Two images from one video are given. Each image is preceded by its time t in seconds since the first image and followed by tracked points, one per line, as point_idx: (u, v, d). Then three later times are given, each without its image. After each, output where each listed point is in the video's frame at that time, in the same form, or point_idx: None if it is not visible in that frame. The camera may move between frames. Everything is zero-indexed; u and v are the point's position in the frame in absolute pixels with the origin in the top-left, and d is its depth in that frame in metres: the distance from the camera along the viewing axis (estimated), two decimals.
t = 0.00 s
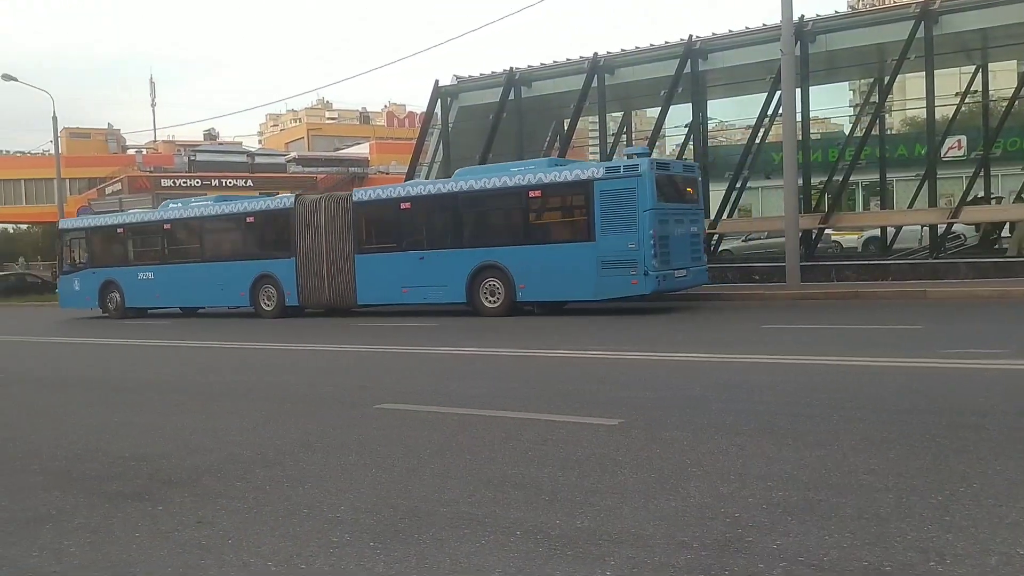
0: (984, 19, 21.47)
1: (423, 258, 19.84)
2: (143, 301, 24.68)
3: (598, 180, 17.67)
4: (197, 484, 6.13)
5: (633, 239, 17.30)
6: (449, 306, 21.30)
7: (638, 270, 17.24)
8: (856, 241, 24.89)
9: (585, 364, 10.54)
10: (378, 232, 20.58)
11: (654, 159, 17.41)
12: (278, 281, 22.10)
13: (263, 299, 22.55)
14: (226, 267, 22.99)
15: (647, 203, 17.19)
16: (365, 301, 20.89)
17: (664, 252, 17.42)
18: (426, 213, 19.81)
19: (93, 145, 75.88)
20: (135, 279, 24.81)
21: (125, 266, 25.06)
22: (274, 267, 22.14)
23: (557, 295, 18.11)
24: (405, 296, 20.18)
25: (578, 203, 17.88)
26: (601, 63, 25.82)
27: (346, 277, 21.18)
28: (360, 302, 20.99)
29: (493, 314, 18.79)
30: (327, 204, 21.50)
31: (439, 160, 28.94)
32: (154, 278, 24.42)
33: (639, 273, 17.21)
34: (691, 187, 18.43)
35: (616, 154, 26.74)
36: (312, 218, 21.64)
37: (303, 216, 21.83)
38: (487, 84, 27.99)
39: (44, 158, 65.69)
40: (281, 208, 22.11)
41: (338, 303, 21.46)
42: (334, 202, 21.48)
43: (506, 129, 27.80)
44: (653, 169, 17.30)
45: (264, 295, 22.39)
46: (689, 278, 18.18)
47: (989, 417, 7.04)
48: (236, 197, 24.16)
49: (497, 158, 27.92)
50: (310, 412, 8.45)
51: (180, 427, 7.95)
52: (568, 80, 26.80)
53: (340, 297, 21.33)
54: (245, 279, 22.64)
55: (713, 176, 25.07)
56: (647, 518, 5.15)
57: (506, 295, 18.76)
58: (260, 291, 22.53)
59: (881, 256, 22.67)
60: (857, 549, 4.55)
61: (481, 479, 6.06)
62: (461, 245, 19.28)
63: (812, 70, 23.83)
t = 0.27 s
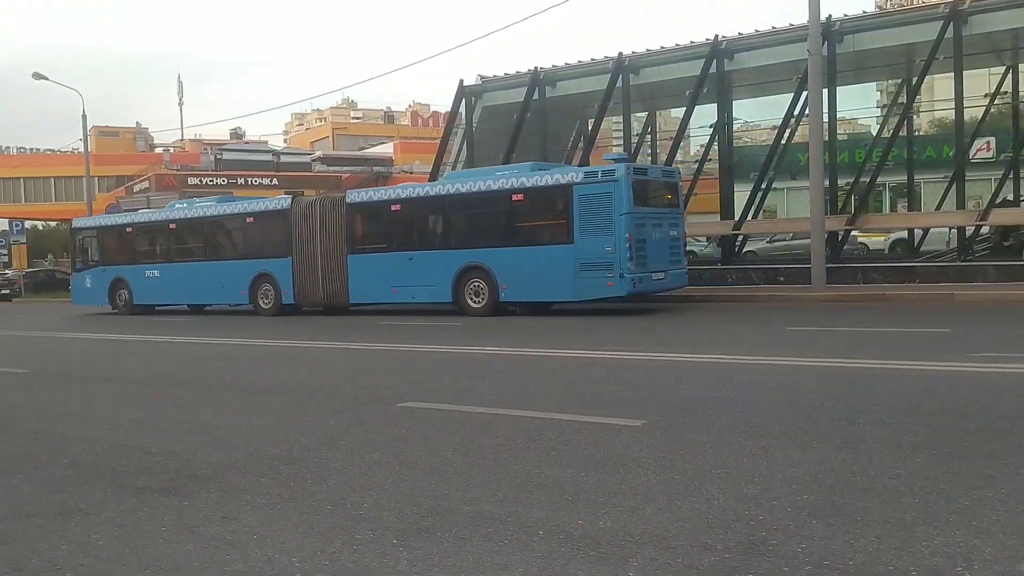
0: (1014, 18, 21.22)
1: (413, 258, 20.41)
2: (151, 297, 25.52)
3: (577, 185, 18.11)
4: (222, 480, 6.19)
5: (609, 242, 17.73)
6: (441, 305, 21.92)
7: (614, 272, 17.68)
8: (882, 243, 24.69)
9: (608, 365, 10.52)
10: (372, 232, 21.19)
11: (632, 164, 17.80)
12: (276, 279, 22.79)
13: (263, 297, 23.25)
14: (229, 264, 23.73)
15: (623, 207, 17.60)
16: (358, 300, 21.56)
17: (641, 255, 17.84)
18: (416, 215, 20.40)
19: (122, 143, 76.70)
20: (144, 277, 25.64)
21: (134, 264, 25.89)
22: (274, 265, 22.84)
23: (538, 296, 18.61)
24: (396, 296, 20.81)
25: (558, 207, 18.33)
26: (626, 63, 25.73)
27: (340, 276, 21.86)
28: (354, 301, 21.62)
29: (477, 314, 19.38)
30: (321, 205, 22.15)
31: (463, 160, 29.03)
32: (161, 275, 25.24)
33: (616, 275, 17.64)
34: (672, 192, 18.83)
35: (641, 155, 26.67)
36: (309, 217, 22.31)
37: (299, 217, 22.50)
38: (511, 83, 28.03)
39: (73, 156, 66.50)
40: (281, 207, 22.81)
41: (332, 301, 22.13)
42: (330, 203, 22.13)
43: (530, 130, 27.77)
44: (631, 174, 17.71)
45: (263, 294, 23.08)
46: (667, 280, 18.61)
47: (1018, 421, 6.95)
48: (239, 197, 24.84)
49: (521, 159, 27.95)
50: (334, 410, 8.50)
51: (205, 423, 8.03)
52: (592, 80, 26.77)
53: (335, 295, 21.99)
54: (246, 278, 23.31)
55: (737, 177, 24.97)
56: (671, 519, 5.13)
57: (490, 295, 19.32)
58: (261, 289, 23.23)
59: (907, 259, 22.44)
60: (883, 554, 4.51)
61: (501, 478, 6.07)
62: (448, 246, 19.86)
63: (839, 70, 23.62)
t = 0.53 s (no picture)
0: None
1: (404, 259, 21.05)
2: (159, 295, 26.33)
3: (559, 189, 18.68)
4: (249, 477, 6.24)
5: (589, 244, 18.28)
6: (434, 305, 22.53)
7: (594, 274, 18.23)
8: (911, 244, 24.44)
9: (632, 366, 10.50)
10: (365, 234, 21.85)
11: (611, 169, 18.35)
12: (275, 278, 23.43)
13: (263, 296, 23.90)
14: (230, 263, 24.40)
15: (603, 211, 18.15)
16: (353, 299, 22.21)
17: (620, 257, 18.39)
18: (408, 218, 21.02)
19: (150, 142, 77.54)
20: (153, 275, 26.45)
21: (144, 262, 26.72)
22: (272, 265, 23.48)
23: (521, 296, 19.18)
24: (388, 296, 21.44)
25: (541, 211, 18.90)
26: (651, 63, 25.66)
27: (334, 275, 22.51)
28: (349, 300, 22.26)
29: (465, 314, 19.99)
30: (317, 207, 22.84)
31: (488, 160, 29.08)
32: (168, 273, 26.03)
33: (595, 277, 18.19)
34: (652, 197, 19.37)
35: (666, 155, 26.55)
36: (306, 217, 22.99)
37: (296, 218, 23.17)
38: (536, 83, 28.02)
39: (102, 155, 67.32)
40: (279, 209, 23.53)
41: (327, 299, 22.75)
42: (327, 204, 22.82)
43: (554, 129, 27.76)
44: (610, 178, 18.28)
45: (262, 293, 23.74)
46: (647, 282, 19.15)
47: None
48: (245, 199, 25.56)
49: (545, 158, 27.95)
50: (358, 408, 8.54)
51: (231, 420, 8.10)
52: (617, 80, 26.71)
53: (329, 293, 22.63)
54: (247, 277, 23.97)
55: (763, 178, 24.82)
56: (696, 522, 5.11)
57: (477, 296, 19.92)
58: (260, 288, 23.88)
59: (936, 261, 22.18)
60: (911, 559, 4.46)
61: (525, 478, 6.08)
62: (437, 248, 20.47)
63: (866, 70, 23.40)
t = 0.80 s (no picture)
0: None
1: (396, 260, 21.75)
2: (168, 294, 27.33)
3: (542, 192, 19.32)
4: (273, 475, 6.29)
5: (570, 246, 18.87)
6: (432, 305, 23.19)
7: (574, 275, 18.82)
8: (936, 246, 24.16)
9: (655, 367, 10.47)
10: (360, 236, 22.62)
11: (591, 173, 18.96)
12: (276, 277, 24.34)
13: (265, 295, 24.79)
14: (234, 263, 25.36)
15: (582, 213, 18.75)
16: (350, 299, 22.99)
17: (600, 257, 18.97)
18: (400, 220, 21.77)
19: (175, 143, 78.27)
20: (162, 275, 27.38)
21: (152, 263, 27.65)
22: (274, 266, 24.38)
23: (505, 296, 19.84)
24: (382, 296, 22.19)
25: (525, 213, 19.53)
26: (673, 63, 25.60)
27: (331, 274, 23.36)
28: (344, 300, 23.00)
29: (453, 313, 20.69)
30: (315, 210, 23.68)
31: (509, 161, 29.06)
32: (175, 273, 27.00)
33: (575, 277, 18.79)
34: (632, 200, 19.98)
35: (688, 155, 26.49)
36: (304, 219, 23.82)
37: (295, 221, 24.03)
38: (557, 84, 27.99)
39: (127, 156, 67.99)
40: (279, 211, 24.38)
41: (325, 298, 23.59)
42: (325, 206, 23.66)
43: (576, 130, 27.80)
44: (590, 181, 18.89)
45: (264, 292, 24.61)
46: (628, 282, 19.74)
47: None
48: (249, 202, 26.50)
49: (567, 159, 27.91)
50: (380, 408, 8.58)
51: (255, 419, 8.17)
52: (639, 80, 26.61)
53: (327, 292, 23.45)
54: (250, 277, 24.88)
55: (786, 177, 24.65)
56: (719, 524, 5.08)
57: (465, 295, 20.60)
58: (263, 288, 24.76)
59: (961, 262, 21.95)
60: (937, 562, 4.42)
61: (548, 478, 6.08)
62: (427, 249, 21.19)
63: (891, 69, 23.18)
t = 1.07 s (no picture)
0: None
1: (390, 261, 22.21)
2: (174, 295, 27.93)
3: (527, 195, 19.69)
4: (297, 474, 6.32)
5: (554, 248, 19.25)
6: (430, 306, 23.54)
7: (558, 276, 19.22)
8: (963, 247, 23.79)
9: (677, 368, 10.43)
10: (354, 238, 23.08)
11: (575, 176, 19.30)
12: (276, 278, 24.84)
13: (267, 296, 25.33)
14: (237, 264, 25.93)
15: (566, 216, 19.11)
16: (345, 299, 23.49)
17: (583, 259, 19.33)
18: (390, 222, 22.19)
19: (200, 144, 78.92)
20: (170, 275, 28.07)
21: (162, 263, 28.36)
22: (275, 267, 24.89)
23: (493, 297, 20.25)
24: (375, 297, 22.65)
25: (512, 216, 19.90)
26: (696, 62, 25.48)
27: (328, 275, 23.81)
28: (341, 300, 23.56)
29: (443, 313, 21.13)
30: (312, 213, 24.16)
31: (531, 161, 29.08)
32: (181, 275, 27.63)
33: (559, 279, 19.18)
34: (618, 202, 20.25)
35: (711, 154, 26.52)
36: (302, 221, 24.32)
37: (294, 223, 24.53)
38: (580, 83, 27.90)
39: (152, 157, 68.61)
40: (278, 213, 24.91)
41: (322, 298, 24.06)
42: (322, 208, 24.13)
43: (598, 130, 27.72)
44: (573, 185, 19.20)
45: (265, 293, 25.15)
46: (613, 283, 20.10)
47: None
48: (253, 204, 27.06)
49: (589, 158, 27.85)
50: (403, 408, 8.61)
51: (278, 418, 8.22)
52: (661, 80, 26.49)
53: (324, 293, 23.93)
54: (252, 277, 25.44)
55: (811, 177, 24.44)
56: (743, 526, 5.05)
57: (455, 296, 21.02)
58: (264, 289, 25.29)
59: (988, 262, 21.64)
60: (965, 566, 4.37)
61: (571, 479, 6.07)
62: (418, 251, 21.61)
63: (918, 67, 22.88)
